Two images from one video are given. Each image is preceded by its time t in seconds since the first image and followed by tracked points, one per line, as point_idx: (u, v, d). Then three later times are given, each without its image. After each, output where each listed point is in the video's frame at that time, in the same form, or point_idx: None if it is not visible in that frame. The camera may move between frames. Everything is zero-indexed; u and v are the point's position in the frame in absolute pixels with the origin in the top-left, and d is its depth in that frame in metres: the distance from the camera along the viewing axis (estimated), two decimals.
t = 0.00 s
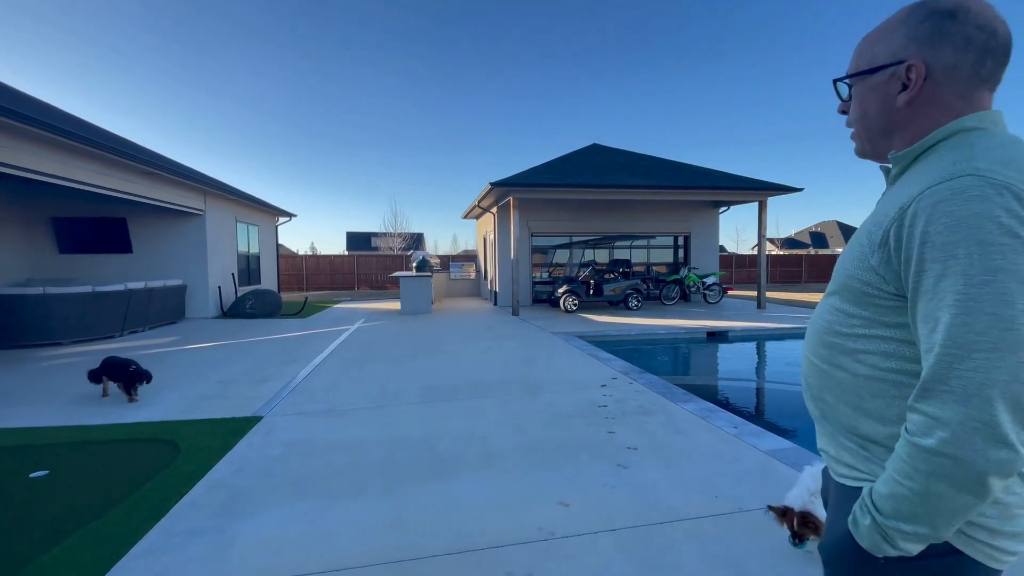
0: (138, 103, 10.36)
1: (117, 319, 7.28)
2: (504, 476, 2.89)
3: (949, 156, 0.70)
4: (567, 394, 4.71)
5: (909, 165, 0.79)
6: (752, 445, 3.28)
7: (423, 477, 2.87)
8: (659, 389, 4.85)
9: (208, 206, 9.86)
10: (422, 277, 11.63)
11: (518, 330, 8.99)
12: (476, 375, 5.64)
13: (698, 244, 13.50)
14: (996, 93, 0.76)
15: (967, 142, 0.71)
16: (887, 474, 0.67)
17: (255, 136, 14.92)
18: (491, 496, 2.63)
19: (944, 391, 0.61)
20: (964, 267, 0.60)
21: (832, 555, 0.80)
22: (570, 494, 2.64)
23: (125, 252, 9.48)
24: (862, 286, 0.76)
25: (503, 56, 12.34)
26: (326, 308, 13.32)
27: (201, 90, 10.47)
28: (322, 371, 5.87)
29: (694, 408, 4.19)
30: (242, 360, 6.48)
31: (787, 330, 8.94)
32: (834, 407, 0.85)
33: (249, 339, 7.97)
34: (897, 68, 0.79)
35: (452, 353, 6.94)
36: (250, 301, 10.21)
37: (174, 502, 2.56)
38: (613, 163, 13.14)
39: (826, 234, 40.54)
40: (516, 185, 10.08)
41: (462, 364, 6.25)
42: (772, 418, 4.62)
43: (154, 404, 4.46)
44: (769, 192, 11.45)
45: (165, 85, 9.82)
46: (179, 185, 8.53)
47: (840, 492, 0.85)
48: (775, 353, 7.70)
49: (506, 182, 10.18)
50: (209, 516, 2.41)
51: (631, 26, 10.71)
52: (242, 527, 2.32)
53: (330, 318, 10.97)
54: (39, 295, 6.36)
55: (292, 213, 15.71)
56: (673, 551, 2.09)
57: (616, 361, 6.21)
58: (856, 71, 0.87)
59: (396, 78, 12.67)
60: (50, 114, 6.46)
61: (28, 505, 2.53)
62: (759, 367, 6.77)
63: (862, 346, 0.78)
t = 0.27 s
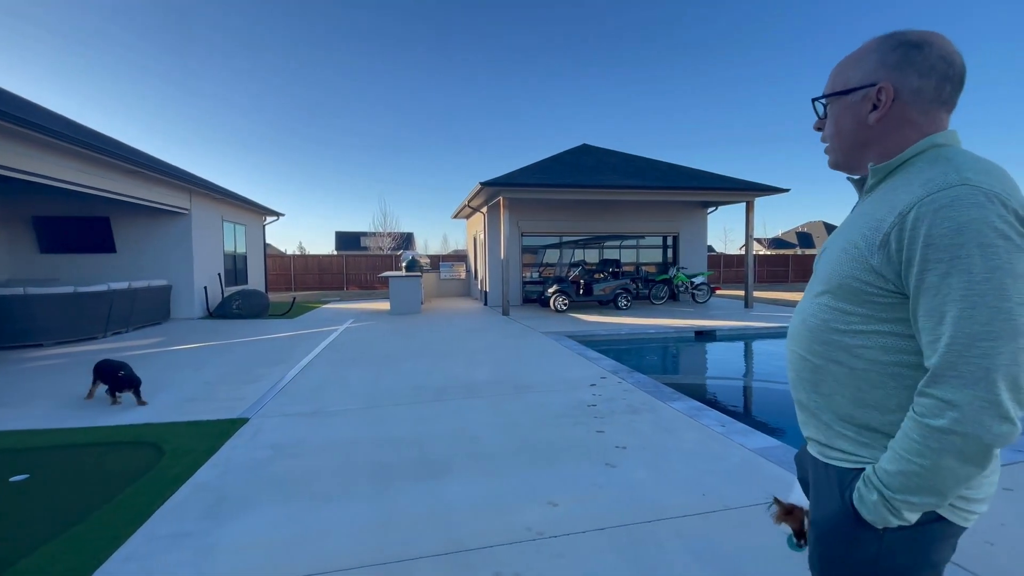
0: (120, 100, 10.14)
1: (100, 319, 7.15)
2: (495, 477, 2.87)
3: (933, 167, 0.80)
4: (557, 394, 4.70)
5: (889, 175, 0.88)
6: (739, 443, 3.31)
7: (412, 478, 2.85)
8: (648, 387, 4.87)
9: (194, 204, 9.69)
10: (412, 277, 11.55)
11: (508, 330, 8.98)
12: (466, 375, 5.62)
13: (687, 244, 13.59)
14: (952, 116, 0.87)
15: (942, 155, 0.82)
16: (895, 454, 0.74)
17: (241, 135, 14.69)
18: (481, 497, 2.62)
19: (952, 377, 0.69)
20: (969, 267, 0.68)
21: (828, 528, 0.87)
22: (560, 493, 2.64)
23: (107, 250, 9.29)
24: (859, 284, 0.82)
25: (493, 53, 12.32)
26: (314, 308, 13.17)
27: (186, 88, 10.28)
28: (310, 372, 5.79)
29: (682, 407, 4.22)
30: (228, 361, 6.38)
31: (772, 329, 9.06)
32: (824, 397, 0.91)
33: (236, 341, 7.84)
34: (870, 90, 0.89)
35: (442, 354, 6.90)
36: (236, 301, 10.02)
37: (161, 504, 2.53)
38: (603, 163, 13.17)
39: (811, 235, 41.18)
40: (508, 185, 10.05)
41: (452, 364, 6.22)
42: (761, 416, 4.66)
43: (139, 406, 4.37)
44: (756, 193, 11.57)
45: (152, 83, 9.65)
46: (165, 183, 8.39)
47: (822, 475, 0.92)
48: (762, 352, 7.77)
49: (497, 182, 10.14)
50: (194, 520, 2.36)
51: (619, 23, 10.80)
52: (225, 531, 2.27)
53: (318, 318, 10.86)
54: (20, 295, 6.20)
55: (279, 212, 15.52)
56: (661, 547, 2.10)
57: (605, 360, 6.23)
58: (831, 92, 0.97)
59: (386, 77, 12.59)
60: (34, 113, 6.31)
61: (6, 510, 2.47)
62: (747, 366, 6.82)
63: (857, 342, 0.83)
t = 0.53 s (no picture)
0: (102, 97, 9.93)
1: (82, 320, 7.02)
2: (482, 477, 2.86)
3: (924, 174, 0.86)
4: (546, 394, 4.71)
5: (878, 181, 0.94)
6: (726, 441, 3.35)
7: (399, 479, 2.83)
8: (637, 386, 4.91)
9: (179, 203, 9.53)
10: (400, 277, 11.48)
11: (498, 330, 8.97)
12: (456, 375, 5.60)
13: (676, 244, 13.68)
14: (925, 128, 0.95)
15: (927, 164, 0.88)
16: (903, 442, 0.79)
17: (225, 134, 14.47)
18: (468, 497, 2.61)
19: (958, 368, 0.74)
20: (969, 266, 0.74)
21: (834, 516, 0.92)
22: (547, 492, 2.64)
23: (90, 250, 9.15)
24: (860, 285, 0.87)
25: (482, 52, 12.29)
26: (302, 309, 13.02)
27: (170, 86, 10.10)
28: (298, 373, 5.73)
29: (670, 405, 4.25)
30: (213, 363, 6.28)
31: (760, 328, 9.15)
32: (822, 393, 0.95)
33: (223, 341, 7.72)
34: (850, 103, 0.96)
35: (431, 354, 6.87)
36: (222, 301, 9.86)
37: (143, 509, 2.47)
38: (592, 163, 13.21)
39: (797, 235, 41.69)
40: (497, 184, 10.04)
41: (441, 364, 6.19)
42: (748, 414, 4.72)
43: (119, 409, 4.28)
44: (743, 194, 11.69)
45: (134, 79, 9.46)
46: (149, 182, 8.24)
47: (820, 465, 0.97)
48: (749, 351, 7.85)
49: (487, 181, 10.12)
50: (176, 524, 2.32)
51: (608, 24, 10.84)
52: (209, 534, 2.24)
53: (306, 318, 10.75)
54: None
55: (265, 211, 15.32)
56: (648, 545, 2.11)
57: (594, 360, 6.24)
58: (816, 104, 1.03)
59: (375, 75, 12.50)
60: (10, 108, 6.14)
61: None
62: (734, 365, 6.88)
63: (858, 339, 0.87)
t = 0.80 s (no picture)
0: (84, 95, 9.77)
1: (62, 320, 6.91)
2: (471, 477, 2.90)
3: (915, 170, 0.91)
4: (535, 394, 4.76)
5: (869, 178, 0.99)
6: (713, 440, 3.42)
7: (387, 481, 2.86)
8: (624, 385, 4.98)
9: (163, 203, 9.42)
10: (389, 277, 11.45)
11: (487, 330, 9.00)
12: (445, 375, 5.62)
13: (663, 244, 13.83)
14: (904, 131, 1.02)
15: (912, 163, 0.95)
16: (911, 433, 0.83)
17: (210, 133, 14.33)
18: (457, 498, 2.65)
19: (965, 354, 0.77)
20: (969, 254, 0.78)
21: (838, 509, 0.94)
22: (536, 492, 2.69)
23: (71, 250, 9.05)
24: (858, 279, 0.91)
25: (471, 52, 12.32)
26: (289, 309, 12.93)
27: (154, 86, 9.99)
28: (286, 374, 5.71)
29: (658, 404, 4.31)
30: (199, 364, 6.23)
31: (746, 327, 9.29)
32: (821, 386, 0.99)
33: (208, 343, 7.67)
34: (838, 106, 1.01)
35: (421, 354, 6.89)
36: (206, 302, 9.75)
37: (123, 515, 2.45)
38: (580, 163, 13.29)
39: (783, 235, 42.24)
40: (486, 184, 10.06)
41: (431, 364, 6.21)
42: (732, 413, 4.81)
43: (102, 412, 4.24)
44: (729, 195, 11.85)
45: (116, 77, 9.33)
46: (131, 181, 8.14)
47: (821, 460, 0.99)
48: (735, 350, 7.97)
49: (476, 181, 10.14)
50: (160, 528, 2.32)
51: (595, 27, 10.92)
52: (194, 538, 2.24)
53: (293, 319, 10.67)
54: None
55: (252, 211, 15.17)
56: (634, 544, 2.16)
57: (582, 359, 6.30)
58: (803, 108, 1.09)
59: (363, 74, 12.45)
60: None
61: None
62: (720, 364, 6.99)
63: (858, 331, 0.92)
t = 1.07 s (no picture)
0: (65, 94, 9.69)
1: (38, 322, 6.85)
2: (461, 479, 3.01)
3: (904, 169, 0.94)
4: (522, 394, 4.86)
5: (860, 176, 1.01)
6: (699, 438, 3.57)
7: (374, 484, 2.95)
8: (612, 384, 5.13)
9: (145, 202, 9.35)
10: (377, 277, 11.48)
11: (475, 330, 9.10)
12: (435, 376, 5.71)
13: (650, 245, 14.03)
14: (897, 128, 1.05)
15: (902, 162, 0.97)
16: (896, 433, 0.84)
17: (194, 130, 14.20)
18: (446, 499, 2.76)
19: (946, 351, 0.79)
20: (953, 251, 0.80)
21: (839, 520, 0.94)
22: (524, 493, 2.80)
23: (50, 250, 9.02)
24: (848, 273, 0.93)
25: (458, 52, 12.38)
26: (276, 309, 12.90)
27: (136, 81, 9.92)
28: (275, 376, 5.76)
29: (644, 403, 4.48)
30: (186, 366, 6.25)
31: (730, 326, 9.50)
32: (809, 383, 1.00)
33: (194, 344, 7.68)
34: (834, 100, 1.04)
35: (410, 355, 6.96)
36: (190, 302, 9.70)
37: (102, 520, 2.54)
38: (568, 164, 13.44)
39: (768, 234, 42.89)
40: (475, 184, 10.14)
41: (420, 365, 6.28)
42: (720, 411, 5.00)
43: (89, 416, 4.27)
44: (714, 196, 12.09)
45: (97, 75, 9.25)
46: (112, 180, 8.09)
47: (812, 466, 1.00)
48: (720, 349, 8.16)
49: (465, 181, 10.22)
50: (139, 534, 2.40)
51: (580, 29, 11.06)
52: (175, 544, 2.32)
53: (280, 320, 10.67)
54: None
55: (238, 211, 15.07)
56: (622, 542, 2.28)
57: (571, 359, 6.44)
58: (799, 102, 1.12)
59: (350, 71, 12.43)
60: None
61: None
62: (705, 362, 7.17)
63: (845, 327, 0.93)
